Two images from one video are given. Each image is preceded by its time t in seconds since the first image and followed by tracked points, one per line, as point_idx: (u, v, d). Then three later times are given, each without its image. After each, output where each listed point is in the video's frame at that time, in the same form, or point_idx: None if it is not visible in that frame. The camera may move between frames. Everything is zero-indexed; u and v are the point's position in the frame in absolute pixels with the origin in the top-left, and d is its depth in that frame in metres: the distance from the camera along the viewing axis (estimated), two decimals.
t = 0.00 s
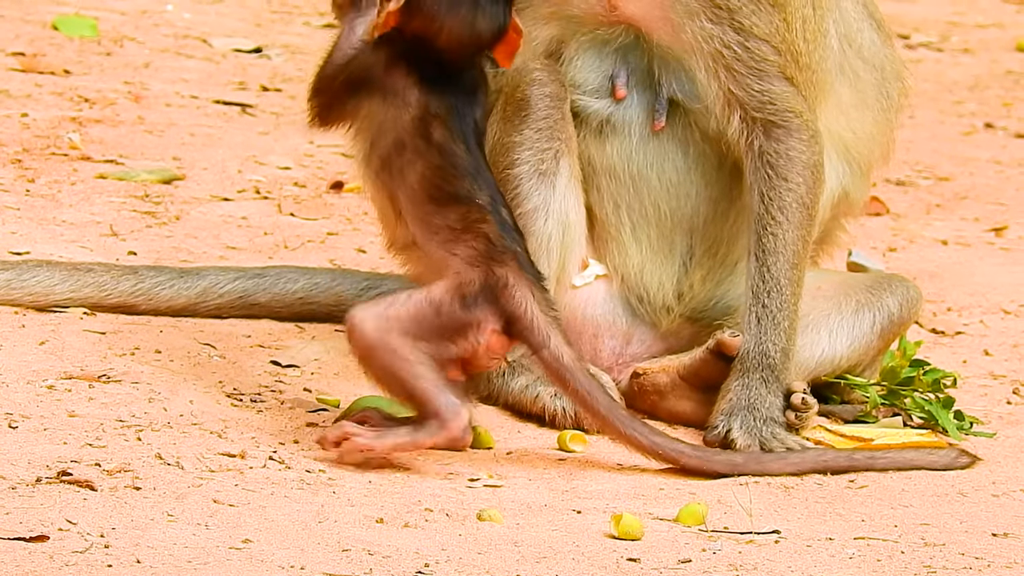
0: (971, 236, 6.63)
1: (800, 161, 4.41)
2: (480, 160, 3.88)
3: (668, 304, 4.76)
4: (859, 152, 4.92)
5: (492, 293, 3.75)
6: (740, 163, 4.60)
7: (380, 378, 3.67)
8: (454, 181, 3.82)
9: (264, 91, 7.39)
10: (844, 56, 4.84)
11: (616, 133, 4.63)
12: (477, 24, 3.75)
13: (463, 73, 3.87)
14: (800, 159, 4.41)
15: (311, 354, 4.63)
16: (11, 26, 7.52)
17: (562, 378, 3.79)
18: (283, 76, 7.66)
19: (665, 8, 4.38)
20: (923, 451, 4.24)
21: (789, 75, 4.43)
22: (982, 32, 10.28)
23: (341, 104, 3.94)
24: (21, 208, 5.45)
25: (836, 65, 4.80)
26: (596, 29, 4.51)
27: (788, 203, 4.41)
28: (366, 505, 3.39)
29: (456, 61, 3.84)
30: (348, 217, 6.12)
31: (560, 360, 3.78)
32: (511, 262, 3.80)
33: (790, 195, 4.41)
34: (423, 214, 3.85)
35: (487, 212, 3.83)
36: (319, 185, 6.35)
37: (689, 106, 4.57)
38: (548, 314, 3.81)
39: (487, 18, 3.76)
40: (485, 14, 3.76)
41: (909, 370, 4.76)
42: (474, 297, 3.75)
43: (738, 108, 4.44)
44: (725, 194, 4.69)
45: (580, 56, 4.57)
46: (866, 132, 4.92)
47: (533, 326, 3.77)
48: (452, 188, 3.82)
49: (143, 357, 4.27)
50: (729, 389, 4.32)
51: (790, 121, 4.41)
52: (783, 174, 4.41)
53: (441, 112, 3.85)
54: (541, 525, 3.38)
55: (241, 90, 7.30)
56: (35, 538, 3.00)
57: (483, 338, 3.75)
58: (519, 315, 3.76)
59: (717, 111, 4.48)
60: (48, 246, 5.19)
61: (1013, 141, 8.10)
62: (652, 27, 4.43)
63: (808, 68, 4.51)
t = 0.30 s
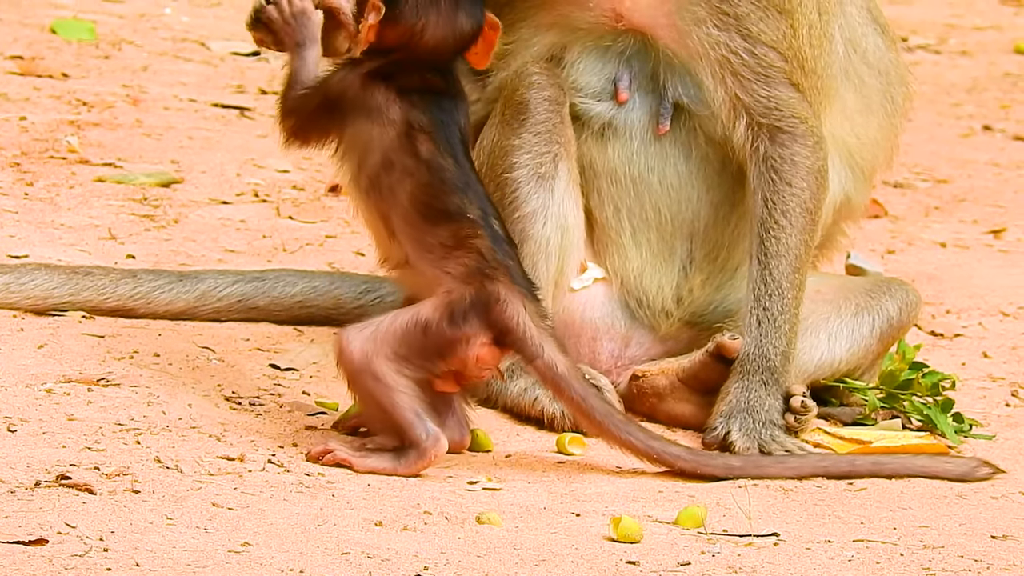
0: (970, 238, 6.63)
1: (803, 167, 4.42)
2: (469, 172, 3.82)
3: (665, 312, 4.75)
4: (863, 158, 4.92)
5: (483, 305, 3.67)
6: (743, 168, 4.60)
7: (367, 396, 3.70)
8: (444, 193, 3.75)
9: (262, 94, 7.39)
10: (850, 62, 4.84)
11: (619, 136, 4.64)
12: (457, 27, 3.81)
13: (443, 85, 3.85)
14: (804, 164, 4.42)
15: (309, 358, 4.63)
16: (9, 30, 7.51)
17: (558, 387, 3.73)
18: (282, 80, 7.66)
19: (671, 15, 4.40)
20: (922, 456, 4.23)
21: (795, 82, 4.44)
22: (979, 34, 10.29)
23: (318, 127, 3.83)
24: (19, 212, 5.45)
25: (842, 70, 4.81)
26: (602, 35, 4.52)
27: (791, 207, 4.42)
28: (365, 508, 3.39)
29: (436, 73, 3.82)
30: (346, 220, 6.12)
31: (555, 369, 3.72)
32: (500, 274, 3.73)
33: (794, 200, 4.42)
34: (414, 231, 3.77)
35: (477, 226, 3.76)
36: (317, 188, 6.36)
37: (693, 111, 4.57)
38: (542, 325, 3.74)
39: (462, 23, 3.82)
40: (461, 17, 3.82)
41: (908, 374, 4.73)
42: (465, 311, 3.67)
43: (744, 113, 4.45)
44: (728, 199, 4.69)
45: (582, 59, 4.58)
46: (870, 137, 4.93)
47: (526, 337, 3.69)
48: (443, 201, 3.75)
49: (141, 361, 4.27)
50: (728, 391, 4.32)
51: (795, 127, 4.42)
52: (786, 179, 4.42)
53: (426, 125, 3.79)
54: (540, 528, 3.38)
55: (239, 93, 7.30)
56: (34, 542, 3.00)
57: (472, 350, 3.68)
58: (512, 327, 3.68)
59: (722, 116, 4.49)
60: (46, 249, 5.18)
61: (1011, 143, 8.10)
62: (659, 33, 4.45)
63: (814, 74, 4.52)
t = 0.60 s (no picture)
0: (969, 242, 6.63)
1: (803, 173, 4.42)
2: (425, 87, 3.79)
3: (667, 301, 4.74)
4: (862, 166, 4.92)
5: (414, 193, 3.72)
6: (743, 174, 4.60)
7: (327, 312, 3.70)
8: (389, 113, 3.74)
9: (260, 100, 7.39)
10: (849, 70, 4.85)
11: (618, 142, 4.65)
12: None
13: None
14: (803, 171, 4.42)
15: (309, 363, 4.63)
16: (8, 35, 7.51)
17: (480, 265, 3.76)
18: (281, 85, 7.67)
19: (667, 23, 4.41)
20: (921, 460, 4.23)
21: (794, 89, 4.45)
22: (978, 38, 10.30)
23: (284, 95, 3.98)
24: (19, 217, 5.45)
25: (841, 78, 4.81)
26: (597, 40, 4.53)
27: (791, 213, 4.41)
28: (364, 514, 3.39)
29: (389, 0, 3.78)
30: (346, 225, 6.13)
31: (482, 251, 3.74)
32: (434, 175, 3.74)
33: (793, 206, 4.42)
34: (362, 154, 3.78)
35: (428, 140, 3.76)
36: (317, 193, 6.36)
37: (692, 118, 4.57)
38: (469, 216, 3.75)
39: None
40: None
41: (907, 378, 4.73)
42: (393, 202, 3.72)
43: (743, 121, 4.45)
44: (727, 206, 4.69)
45: (579, 64, 4.58)
46: (870, 145, 4.93)
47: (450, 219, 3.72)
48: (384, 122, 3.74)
49: (141, 367, 4.27)
50: (727, 396, 4.32)
51: (794, 134, 4.42)
52: (786, 185, 4.42)
53: (387, 13, 3.77)
54: (540, 533, 3.38)
55: (238, 99, 7.31)
56: (34, 547, 3.00)
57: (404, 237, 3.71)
58: (434, 210, 3.72)
59: (722, 124, 4.49)
60: (46, 255, 5.18)
61: (1010, 147, 8.11)
62: (655, 41, 4.45)
63: (813, 81, 4.52)
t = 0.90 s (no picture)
0: (966, 246, 6.64)
1: (803, 178, 4.42)
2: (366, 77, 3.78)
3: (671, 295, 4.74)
4: (862, 171, 4.92)
5: (351, 185, 3.71)
6: (743, 179, 4.61)
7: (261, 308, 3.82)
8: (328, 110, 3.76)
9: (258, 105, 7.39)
10: (848, 75, 4.85)
11: (617, 148, 4.64)
12: None
13: None
14: (803, 175, 4.43)
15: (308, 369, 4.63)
16: (6, 41, 7.51)
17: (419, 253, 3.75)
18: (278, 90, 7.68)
19: (666, 29, 4.42)
20: (920, 464, 4.23)
21: (793, 94, 4.45)
22: (975, 42, 10.31)
23: (251, 153, 4.26)
24: (16, 224, 5.45)
25: (841, 83, 4.81)
26: (600, 47, 4.55)
27: (791, 218, 4.42)
28: (364, 519, 3.38)
29: None
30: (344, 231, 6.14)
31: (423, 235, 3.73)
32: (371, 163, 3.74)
33: (793, 211, 4.42)
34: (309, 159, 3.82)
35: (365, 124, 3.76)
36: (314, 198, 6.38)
37: (691, 124, 4.58)
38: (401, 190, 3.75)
39: None
40: None
41: (906, 383, 4.75)
42: (331, 193, 3.72)
43: (743, 126, 4.46)
44: (727, 210, 4.69)
45: (579, 71, 4.60)
46: (870, 150, 4.94)
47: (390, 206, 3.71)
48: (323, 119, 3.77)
49: (139, 372, 4.27)
50: (727, 400, 4.32)
51: (794, 139, 4.43)
52: (785, 190, 4.42)
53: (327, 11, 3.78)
54: (539, 538, 3.37)
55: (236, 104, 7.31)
56: (33, 553, 3.00)
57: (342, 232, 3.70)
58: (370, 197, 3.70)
59: (722, 129, 4.50)
60: (44, 261, 5.18)
61: (1008, 151, 8.12)
62: (653, 46, 4.46)
63: (813, 86, 4.53)
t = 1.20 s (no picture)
0: (964, 252, 6.64)
1: (798, 181, 4.42)
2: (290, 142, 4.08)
3: (668, 298, 4.75)
4: (857, 173, 4.93)
5: (324, 206, 3.83)
6: (738, 183, 4.61)
7: (236, 304, 3.91)
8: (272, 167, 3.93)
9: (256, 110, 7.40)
10: (843, 77, 4.86)
11: (612, 153, 4.65)
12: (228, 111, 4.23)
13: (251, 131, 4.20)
14: (799, 178, 4.42)
15: (306, 374, 4.63)
16: (4, 47, 7.51)
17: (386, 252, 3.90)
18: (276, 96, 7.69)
19: (662, 34, 4.42)
20: (916, 469, 4.23)
21: (789, 97, 4.45)
22: (973, 47, 10.31)
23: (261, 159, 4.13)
24: (14, 229, 5.45)
25: (835, 85, 4.81)
26: (596, 58, 4.54)
27: (787, 221, 4.42)
28: (361, 524, 3.39)
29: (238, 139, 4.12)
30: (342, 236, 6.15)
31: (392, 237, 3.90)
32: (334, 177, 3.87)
33: (788, 215, 4.42)
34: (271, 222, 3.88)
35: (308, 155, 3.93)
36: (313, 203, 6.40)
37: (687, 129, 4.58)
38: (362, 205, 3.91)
39: (227, 101, 4.24)
40: (222, 98, 4.24)
41: (903, 388, 4.76)
42: (307, 219, 3.84)
43: (738, 129, 4.46)
44: (721, 215, 4.69)
45: (575, 76, 4.59)
46: (865, 152, 4.94)
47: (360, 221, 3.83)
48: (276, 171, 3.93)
49: (137, 378, 4.27)
50: (725, 406, 4.33)
51: (789, 142, 4.42)
52: (780, 194, 4.42)
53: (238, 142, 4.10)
54: (537, 543, 3.38)
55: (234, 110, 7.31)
56: (31, 558, 3.00)
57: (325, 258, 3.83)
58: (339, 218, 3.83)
59: (718, 133, 4.50)
60: (42, 266, 5.18)
61: (1006, 157, 8.12)
62: (650, 53, 4.46)
63: (807, 89, 4.53)
